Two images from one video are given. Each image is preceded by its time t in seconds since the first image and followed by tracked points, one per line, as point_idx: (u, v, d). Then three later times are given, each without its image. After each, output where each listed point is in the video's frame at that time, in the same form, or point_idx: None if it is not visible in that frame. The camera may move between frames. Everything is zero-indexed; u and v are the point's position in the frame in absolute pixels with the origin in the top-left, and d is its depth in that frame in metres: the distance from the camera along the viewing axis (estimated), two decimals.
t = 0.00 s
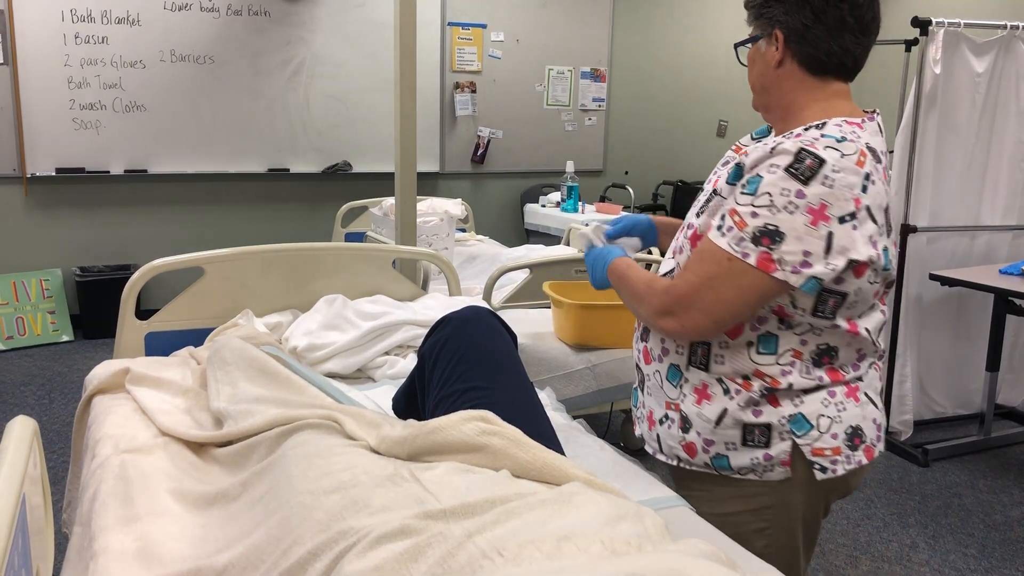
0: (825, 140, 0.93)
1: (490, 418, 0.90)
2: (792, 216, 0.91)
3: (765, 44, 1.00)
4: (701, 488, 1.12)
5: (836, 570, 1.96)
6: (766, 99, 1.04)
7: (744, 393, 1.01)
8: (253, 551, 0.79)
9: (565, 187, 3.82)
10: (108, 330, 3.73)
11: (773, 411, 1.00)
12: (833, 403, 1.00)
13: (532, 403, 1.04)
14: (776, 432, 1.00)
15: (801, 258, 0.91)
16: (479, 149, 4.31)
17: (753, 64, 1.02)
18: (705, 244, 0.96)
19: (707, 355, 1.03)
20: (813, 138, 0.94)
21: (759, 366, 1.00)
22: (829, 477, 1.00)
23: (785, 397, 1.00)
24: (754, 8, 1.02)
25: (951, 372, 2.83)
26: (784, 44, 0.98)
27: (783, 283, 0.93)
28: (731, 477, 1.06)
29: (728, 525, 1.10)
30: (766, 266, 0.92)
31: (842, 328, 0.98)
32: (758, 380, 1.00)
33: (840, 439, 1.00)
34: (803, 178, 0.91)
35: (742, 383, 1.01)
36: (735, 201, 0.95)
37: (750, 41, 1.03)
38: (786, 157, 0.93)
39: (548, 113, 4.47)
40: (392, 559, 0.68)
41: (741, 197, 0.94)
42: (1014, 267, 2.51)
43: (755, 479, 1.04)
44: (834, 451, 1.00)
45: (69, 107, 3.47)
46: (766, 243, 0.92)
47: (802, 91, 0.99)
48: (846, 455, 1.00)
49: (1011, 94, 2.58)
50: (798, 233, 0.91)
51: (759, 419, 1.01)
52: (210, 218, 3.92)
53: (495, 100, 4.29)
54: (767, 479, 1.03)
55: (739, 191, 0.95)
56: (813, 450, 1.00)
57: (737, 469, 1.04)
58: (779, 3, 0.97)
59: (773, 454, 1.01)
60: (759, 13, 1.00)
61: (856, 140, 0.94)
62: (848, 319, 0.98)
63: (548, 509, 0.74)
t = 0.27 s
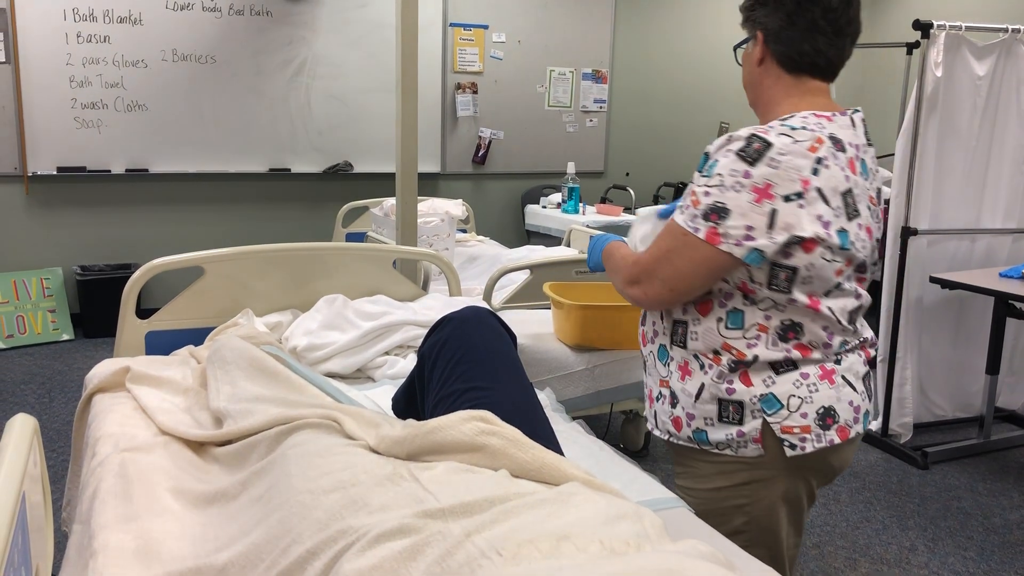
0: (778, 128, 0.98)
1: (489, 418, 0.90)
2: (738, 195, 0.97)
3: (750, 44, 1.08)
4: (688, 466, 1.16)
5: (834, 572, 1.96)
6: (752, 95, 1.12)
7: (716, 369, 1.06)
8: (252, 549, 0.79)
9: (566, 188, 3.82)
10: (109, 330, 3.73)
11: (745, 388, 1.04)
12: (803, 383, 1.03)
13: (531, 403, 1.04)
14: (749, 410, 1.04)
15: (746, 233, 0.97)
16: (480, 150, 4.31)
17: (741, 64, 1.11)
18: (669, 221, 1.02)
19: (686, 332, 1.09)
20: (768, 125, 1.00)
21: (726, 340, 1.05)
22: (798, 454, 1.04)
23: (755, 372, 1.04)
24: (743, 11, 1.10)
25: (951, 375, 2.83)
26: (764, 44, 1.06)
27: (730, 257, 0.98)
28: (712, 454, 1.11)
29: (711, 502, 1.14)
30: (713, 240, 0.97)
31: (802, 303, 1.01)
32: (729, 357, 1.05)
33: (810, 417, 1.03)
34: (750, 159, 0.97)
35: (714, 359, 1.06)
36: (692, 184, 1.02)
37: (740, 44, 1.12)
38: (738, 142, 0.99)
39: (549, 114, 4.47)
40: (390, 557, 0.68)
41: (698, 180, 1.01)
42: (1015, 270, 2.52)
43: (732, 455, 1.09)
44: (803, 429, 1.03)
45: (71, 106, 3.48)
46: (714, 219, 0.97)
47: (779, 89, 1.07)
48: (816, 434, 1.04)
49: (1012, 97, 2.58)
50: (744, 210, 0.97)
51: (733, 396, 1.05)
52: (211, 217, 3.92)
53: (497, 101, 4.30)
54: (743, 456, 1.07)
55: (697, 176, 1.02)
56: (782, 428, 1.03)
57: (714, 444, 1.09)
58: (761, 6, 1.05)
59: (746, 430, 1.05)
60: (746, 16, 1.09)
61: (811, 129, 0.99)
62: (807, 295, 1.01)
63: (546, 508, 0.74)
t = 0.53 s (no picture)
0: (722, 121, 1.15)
1: (488, 419, 0.91)
2: (683, 175, 1.14)
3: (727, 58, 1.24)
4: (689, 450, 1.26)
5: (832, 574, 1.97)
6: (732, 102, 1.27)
7: (703, 347, 1.18)
8: (251, 550, 0.79)
9: (564, 190, 3.82)
10: (107, 330, 3.72)
11: (732, 366, 1.15)
12: (787, 364, 1.14)
13: (530, 404, 1.04)
14: (736, 389, 1.16)
15: (689, 209, 1.13)
16: (479, 152, 4.32)
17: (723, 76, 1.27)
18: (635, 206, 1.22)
19: (675, 316, 1.23)
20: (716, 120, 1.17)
21: (708, 318, 1.18)
22: (781, 429, 1.14)
23: (737, 348, 1.15)
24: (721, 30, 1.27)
25: (949, 378, 2.83)
26: (740, 56, 1.21)
27: (677, 229, 1.15)
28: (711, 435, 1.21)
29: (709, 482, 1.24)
30: (663, 216, 1.15)
31: (760, 274, 1.13)
32: (713, 334, 1.17)
33: (793, 396, 1.14)
34: (694, 146, 1.14)
35: (700, 338, 1.19)
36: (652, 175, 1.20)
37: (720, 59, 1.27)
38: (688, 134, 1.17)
39: (548, 116, 4.48)
40: (390, 557, 0.68)
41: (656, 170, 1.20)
42: (1012, 273, 2.52)
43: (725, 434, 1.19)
44: (785, 407, 1.14)
45: (69, 107, 3.48)
46: (665, 199, 1.15)
47: (755, 94, 1.22)
48: (799, 413, 1.14)
49: (1010, 100, 2.59)
50: (689, 188, 1.13)
51: (721, 374, 1.16)
52: (210, 218, 3.92)
53: (495, 103, 4.30)
54: (734, 433, 1.18)
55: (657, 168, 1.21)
56: (766, 405, 1.14)
57: (707, 422, 1.20)
58: (734, 24, 1.21)
59: (734, 407, 1.16)
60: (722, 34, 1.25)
61: (756, 121, 1.15)
62: (765, 265, 1.13)
63: (545, 508, 0.74)
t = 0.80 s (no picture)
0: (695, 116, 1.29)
1: (486, 419, 0.91)
2: (655, 160, 1.27)
3: (713, 72, 1.35)
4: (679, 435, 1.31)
5: None
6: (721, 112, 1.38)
7: (684, 322, 1.25)
8: (250, 551, 0.79)
9: (561, 192, 3.83)
10: (103, 333, 3.72)
11: (707, 336, 1.21)
12: (756, 331, 1.19)
13: (528, 405, 1.05)
14: (710, 356, 1.21)
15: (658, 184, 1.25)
16: (476, 155, 4.33)
17: (712, 89, 1.37)
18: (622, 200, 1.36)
19: (660, 299, 1.31)
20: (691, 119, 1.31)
21: (688, 293, 1.26)
22: (751, 395, 1.18)
23: (714, 320, 1.21)
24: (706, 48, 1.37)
25: (945, 380, 2.84)
26: (726, 70, 1.32)
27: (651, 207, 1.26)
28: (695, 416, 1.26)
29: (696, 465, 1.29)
30: (639, 196, 1.28)
31: (727, 244, 1.22)
32: (691, 308, 1.24)
33: (766, 363, 1.18)
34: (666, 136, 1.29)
35: (681, 313, 1.26)
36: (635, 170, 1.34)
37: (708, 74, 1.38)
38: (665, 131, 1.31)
39: (544, 119, 4.49)
40: (390, 558, 0.68)
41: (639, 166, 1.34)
42: (1007, 275, 2.54)
43: (705, 408, 1.24)
44: (758, 374, 1.18)
45: (65, 109, 3.48)
46: (640, 182, 1.28)
47: (742, 104, 1.32)
48: (768, 381, 1.18)
49: (1004, 103, 2.61)
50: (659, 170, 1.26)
51: (699, 345, 1.22)
52: (206, 221, 3.92)
53: (492, 106, 4.31)
54: (713, 404, 1.22)
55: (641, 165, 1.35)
56: (737, 371, 1.18)
57: (688, 395, 1.24)
58: (719, 41, 1.32)
59: (708, 375, 1.21)
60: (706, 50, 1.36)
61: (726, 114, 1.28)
62: (730, 234, 1.22)
63: (544, 509, 0.74)
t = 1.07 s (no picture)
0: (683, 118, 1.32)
1: (485, 422, 0.91)
2: (645, 159, 1.30)
3: (704, 82, 1.36)
4: (670, 429, 1.31)
5: None
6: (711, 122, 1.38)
7: (674, 314, 1.26)
8: (251, 553, 0.80)
9: (557, 195, 3.84)
10: (99, 337, 3.71)
11: (695, 326, 1.23)
12: (742, 318, 1.21)
13: (526, 407, 1.06)
14: (698, 345, 1.22)
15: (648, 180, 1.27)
16: (472, 158, 4.34)
17: (702, 100, 1.38)
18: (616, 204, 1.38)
19: (650, 295, 1.32)
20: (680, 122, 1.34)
21: (677, 286, 1.27)
22: (737, 382, 1.19)
23: (701, 310, 1.23)
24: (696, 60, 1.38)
25: (939, 381, 2.86)
26: (718, 79, 1.33)
27: (643, 204, 1.28)
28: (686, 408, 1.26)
29: (688, 457, 1.29)
30: (630, 195, 1.30)
31: (713, 235, 1.23)
32: (680, 300, 1.26)
33: (752, 351, 1.19)
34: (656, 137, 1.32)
35: (671, 306, 1.27)
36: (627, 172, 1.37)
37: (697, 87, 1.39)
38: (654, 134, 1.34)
39: (540, 122, 4.50)
40: (391, 559, 0.69)
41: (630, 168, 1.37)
42: (1001, 277, 2.55)
43: (695, 399, 1.24)
44: (744, 361, 1.19)
45: (61, 113, 3.47)
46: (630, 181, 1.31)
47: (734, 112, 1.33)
48: (754, 367, 1.19)
49: (998, 106, 2.63)
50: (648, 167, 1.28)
51: (687, 335, 1.24)
52: (202, 224, 3.92)
53: (488, 109, 4.33)
54: (702, 393, 1.23)
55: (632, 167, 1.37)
56: (723, 358, 1.20)
57: (678, 386, 1.25)
58: (711, 52, 1.33)
59: (696, 364, 1.22)
60: (697, 62, 1.37)
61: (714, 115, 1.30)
62: (717, 224, 1.23)
63: (544, 510, 0.75)
